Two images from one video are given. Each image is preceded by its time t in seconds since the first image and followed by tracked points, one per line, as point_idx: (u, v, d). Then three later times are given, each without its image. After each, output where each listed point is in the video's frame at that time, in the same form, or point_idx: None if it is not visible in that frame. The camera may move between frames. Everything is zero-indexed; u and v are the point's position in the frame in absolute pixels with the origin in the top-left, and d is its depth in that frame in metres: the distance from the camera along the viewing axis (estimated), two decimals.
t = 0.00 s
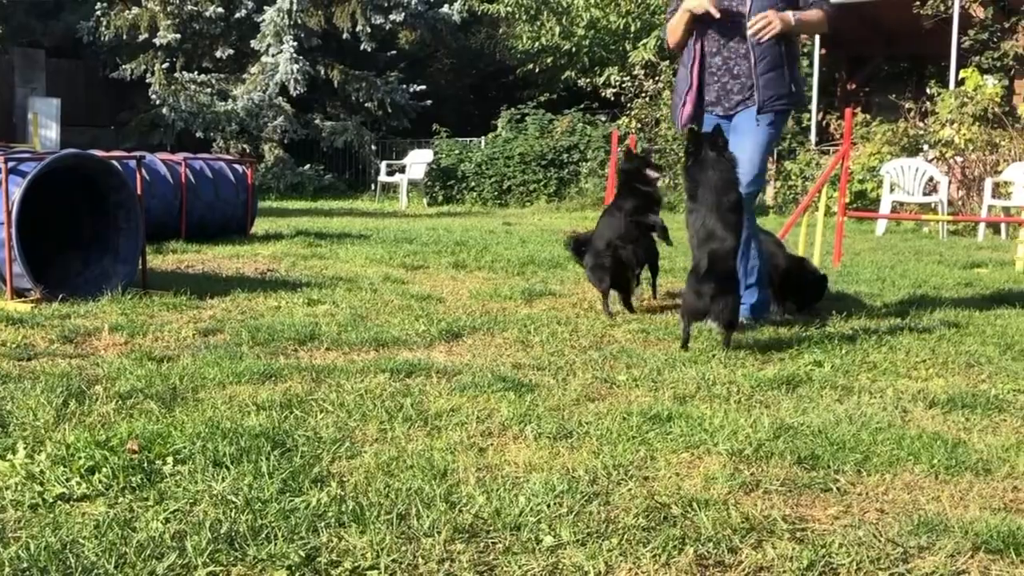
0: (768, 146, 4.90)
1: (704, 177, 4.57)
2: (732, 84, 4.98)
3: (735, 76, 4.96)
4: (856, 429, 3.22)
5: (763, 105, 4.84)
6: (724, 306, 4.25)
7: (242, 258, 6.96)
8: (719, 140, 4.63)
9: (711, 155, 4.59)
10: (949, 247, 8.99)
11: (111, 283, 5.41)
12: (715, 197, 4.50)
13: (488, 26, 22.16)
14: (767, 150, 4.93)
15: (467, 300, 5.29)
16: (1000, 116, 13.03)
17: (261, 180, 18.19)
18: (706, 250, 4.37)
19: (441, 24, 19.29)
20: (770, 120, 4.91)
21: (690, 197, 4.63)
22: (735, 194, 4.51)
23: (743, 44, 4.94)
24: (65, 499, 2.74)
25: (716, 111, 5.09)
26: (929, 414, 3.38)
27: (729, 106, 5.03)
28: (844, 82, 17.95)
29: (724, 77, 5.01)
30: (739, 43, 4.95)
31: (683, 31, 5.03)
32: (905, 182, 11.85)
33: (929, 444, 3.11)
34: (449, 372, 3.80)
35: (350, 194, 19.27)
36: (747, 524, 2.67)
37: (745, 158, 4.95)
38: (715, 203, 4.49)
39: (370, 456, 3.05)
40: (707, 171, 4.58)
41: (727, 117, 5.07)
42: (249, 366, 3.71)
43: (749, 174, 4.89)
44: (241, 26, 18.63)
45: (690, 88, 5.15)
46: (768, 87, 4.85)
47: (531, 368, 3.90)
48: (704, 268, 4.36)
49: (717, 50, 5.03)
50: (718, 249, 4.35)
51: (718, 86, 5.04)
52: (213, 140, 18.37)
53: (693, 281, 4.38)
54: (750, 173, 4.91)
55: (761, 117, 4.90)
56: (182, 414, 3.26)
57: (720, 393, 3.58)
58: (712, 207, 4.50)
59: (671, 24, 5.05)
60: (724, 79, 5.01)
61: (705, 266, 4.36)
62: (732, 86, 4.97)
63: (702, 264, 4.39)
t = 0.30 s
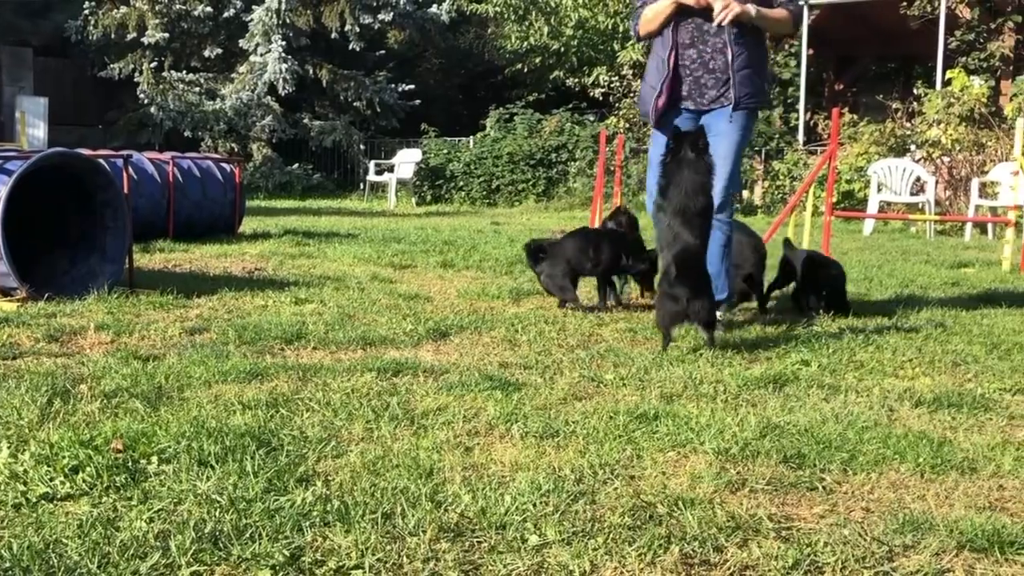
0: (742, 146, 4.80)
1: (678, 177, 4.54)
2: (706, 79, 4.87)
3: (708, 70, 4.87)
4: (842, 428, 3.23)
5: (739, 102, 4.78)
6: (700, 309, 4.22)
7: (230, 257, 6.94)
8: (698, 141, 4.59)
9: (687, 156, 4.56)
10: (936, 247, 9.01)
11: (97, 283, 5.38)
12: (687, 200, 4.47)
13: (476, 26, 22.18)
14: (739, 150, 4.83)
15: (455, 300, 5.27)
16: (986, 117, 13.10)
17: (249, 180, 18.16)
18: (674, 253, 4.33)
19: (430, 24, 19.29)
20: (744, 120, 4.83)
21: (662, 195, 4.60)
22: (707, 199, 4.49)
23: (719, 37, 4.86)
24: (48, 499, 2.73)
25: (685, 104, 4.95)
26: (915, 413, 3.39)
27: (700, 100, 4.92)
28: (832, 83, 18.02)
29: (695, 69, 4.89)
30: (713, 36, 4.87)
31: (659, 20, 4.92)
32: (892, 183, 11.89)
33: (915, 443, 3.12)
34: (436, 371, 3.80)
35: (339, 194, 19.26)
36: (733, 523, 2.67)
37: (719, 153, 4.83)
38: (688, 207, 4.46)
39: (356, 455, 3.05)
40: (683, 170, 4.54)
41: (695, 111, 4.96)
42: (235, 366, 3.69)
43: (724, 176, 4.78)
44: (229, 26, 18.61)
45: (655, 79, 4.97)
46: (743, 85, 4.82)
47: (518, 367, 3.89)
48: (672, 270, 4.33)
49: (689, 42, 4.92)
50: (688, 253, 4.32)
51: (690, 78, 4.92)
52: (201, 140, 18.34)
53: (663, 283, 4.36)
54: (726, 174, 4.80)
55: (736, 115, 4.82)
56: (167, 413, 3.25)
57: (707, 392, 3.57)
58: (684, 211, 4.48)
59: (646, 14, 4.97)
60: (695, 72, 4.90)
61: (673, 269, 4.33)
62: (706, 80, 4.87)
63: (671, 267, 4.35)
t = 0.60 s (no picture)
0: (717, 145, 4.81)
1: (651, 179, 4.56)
2: (679, 76, 4.80)
3: (679, 67, 4.80)
4: (831, 428, 3.23)
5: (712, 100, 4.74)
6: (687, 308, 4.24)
7: (222, 256, 6.94)
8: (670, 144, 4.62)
9: (659, 158, 4.58)
10: (928, 247, 9.03)
11: (88, 281, 5.38)
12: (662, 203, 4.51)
13: (470, 25, 22.22)
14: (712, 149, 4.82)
15: (447, 299, 5.27)
16: (978, 117, 13.15)
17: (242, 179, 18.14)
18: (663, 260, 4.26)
19: (423, 23, 19.30)
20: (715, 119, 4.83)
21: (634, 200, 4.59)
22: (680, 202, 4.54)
23: (692, 34, 4.79)
24: (38, 497, 2.73)
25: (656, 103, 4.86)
26: (905, 412, 3.40)
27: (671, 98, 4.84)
28: (824, 83, 18.06)
29: (667, 66, 4.81)
30: (686, 34, 4.81)
31: (634, 19, 4.81)
32: (884, 183, 11.91)
33: (904, 442, 3.13)
34: (427, 370, 3.80)
35: (332, 193, 19.25)
36: (722, 522, 2.67)
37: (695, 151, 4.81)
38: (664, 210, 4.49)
39: (347, 453, 3.05)
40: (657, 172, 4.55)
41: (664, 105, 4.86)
42: (226, 364, 3.70)
43: (701, 177, 4.78)
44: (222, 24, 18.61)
45: (625, 73, 4.83)
46: (717, 82, 4.75)
47: (509, 366, 3.89)
48: (662, 275, 4.29)
49: (661, 39, 4.83)
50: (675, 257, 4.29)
51: (661, 75, 4.83)
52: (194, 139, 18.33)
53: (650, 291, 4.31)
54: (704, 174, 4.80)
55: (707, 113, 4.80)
56: (158, 411, 3.25)
57: (697, 392, 3.58)
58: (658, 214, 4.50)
59: (620, 15, 4.84)
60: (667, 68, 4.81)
61: (663, 274, 4.29)
62: (677, 76, 4.80)
63: (660, 272, 4.29)
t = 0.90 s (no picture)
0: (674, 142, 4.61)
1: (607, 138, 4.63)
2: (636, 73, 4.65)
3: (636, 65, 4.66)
4: (826, 424, 3.24)
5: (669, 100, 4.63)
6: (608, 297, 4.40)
7: (216, 253, 6.92)
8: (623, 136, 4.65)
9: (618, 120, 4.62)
10: (921, 245, 9.05)
11: (83, 278, 5.37)
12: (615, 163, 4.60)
13: (464, 23, 22.27)
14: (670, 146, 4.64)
15: (442, 296, 5.26)
16: (972, 115, 13.19)
17: (236, 176, 18.08)
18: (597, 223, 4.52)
19: (418, 20, 19.33)
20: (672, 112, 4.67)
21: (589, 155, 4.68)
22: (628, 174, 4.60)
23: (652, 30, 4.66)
24: (31, 493, 2.72)
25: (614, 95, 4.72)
26: (900, 409, 3.40)
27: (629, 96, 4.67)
28: (819, 81, 18.08)
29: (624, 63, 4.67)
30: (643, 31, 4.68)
31: (591, 13, 4.63)
32: (878, 180, 11.94)
33: (899, 438, 3.13)
34: (422, 367, 3.79)
35: (326, 190, 19.23)
36: (718, 518, 2.67)
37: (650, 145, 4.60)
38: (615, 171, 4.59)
39: (341, 450, 3.04)
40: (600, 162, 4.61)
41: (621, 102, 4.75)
42: (220, 361, 3.69)
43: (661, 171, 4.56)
44: (216, 21, 18.61)
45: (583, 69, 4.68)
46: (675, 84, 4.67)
47: (504, 363, 3.89)
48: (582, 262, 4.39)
49: (621, 33, 4.65)
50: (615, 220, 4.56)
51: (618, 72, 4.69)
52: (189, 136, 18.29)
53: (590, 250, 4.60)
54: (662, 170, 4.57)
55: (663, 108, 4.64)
56: (152, 408, 3.24)
57: (692, 388, 3.58)
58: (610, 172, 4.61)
59: (576, 9, 4.66)
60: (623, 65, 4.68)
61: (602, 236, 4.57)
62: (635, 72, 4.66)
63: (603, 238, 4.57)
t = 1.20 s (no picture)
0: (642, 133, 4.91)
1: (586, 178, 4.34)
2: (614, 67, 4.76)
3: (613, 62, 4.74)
4: (821, 418, 3.24)
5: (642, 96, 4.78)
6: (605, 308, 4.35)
7: (211, 247, 6.92)
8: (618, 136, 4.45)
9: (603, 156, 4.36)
10: (917, 239, 9.06)
11: (78, 273, 5.37)
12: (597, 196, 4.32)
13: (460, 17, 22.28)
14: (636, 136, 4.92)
15: (437, 291, 5.26)
16: (967, 110, 13.22)
17: (232, 170, 18.06)
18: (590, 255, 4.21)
19: (414, 15, 19.32)
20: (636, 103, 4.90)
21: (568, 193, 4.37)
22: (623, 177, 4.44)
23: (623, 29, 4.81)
24: (26, 487, 2.71)
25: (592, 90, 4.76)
26: (895, 402, 3.41)
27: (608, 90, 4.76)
28: (815, 76, 18.09)
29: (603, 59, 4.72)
30: (615, 28, 4.78)
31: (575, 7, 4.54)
32: (873, 175, 11.95)
33: (894, 432, 3.14)
34: (418, 361, 3.79)
35: (322, 184, 19.22)
36: (713, 511, 2.68)
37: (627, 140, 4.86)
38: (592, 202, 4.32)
39: (337, 444, 3.04)
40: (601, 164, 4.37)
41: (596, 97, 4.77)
42: (216, 355, 3.68)
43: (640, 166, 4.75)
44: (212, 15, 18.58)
45: (569, 63, 4.61)
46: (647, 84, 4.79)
47: (500, 357, 3.89)
48: (585, 274, 4.27)
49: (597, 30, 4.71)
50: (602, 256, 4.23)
51: (597, 66, 4.73)
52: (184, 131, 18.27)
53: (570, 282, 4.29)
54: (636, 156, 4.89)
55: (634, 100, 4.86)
56: (147, 402, 3.23)
57: (687, 382, 3.59)
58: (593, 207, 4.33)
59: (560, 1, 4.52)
60: (601, 61, 4.74)
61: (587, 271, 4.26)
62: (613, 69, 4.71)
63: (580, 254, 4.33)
